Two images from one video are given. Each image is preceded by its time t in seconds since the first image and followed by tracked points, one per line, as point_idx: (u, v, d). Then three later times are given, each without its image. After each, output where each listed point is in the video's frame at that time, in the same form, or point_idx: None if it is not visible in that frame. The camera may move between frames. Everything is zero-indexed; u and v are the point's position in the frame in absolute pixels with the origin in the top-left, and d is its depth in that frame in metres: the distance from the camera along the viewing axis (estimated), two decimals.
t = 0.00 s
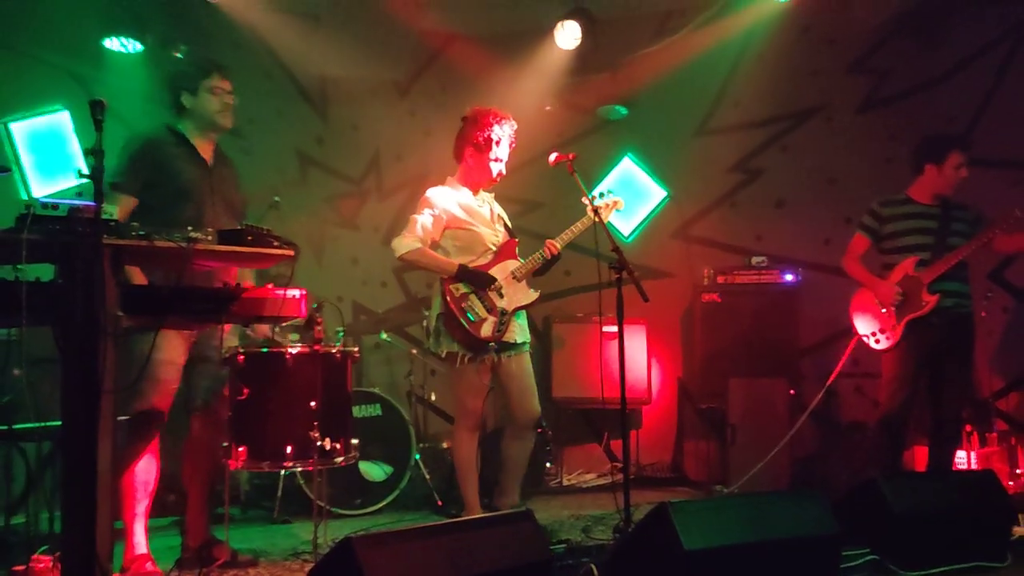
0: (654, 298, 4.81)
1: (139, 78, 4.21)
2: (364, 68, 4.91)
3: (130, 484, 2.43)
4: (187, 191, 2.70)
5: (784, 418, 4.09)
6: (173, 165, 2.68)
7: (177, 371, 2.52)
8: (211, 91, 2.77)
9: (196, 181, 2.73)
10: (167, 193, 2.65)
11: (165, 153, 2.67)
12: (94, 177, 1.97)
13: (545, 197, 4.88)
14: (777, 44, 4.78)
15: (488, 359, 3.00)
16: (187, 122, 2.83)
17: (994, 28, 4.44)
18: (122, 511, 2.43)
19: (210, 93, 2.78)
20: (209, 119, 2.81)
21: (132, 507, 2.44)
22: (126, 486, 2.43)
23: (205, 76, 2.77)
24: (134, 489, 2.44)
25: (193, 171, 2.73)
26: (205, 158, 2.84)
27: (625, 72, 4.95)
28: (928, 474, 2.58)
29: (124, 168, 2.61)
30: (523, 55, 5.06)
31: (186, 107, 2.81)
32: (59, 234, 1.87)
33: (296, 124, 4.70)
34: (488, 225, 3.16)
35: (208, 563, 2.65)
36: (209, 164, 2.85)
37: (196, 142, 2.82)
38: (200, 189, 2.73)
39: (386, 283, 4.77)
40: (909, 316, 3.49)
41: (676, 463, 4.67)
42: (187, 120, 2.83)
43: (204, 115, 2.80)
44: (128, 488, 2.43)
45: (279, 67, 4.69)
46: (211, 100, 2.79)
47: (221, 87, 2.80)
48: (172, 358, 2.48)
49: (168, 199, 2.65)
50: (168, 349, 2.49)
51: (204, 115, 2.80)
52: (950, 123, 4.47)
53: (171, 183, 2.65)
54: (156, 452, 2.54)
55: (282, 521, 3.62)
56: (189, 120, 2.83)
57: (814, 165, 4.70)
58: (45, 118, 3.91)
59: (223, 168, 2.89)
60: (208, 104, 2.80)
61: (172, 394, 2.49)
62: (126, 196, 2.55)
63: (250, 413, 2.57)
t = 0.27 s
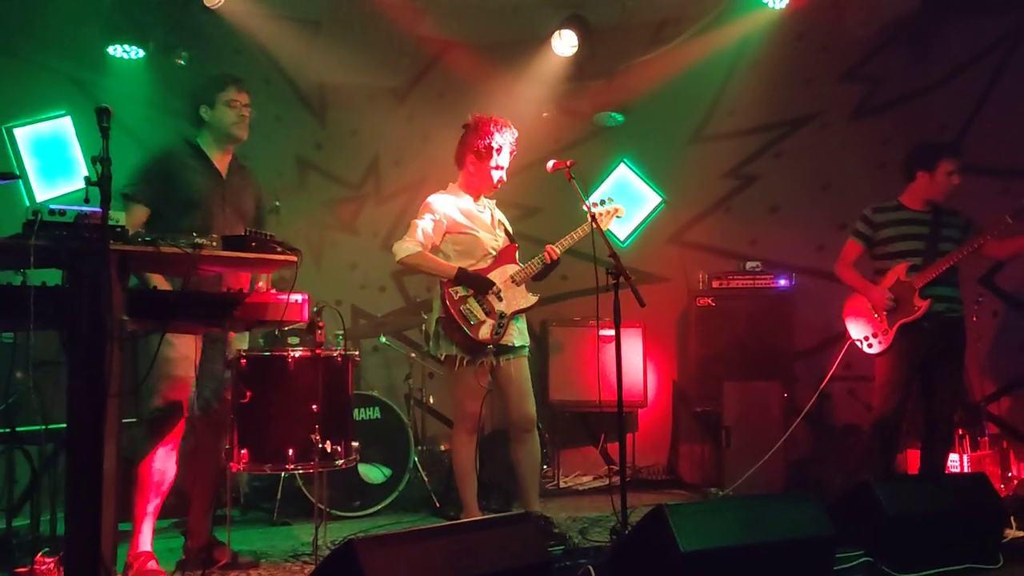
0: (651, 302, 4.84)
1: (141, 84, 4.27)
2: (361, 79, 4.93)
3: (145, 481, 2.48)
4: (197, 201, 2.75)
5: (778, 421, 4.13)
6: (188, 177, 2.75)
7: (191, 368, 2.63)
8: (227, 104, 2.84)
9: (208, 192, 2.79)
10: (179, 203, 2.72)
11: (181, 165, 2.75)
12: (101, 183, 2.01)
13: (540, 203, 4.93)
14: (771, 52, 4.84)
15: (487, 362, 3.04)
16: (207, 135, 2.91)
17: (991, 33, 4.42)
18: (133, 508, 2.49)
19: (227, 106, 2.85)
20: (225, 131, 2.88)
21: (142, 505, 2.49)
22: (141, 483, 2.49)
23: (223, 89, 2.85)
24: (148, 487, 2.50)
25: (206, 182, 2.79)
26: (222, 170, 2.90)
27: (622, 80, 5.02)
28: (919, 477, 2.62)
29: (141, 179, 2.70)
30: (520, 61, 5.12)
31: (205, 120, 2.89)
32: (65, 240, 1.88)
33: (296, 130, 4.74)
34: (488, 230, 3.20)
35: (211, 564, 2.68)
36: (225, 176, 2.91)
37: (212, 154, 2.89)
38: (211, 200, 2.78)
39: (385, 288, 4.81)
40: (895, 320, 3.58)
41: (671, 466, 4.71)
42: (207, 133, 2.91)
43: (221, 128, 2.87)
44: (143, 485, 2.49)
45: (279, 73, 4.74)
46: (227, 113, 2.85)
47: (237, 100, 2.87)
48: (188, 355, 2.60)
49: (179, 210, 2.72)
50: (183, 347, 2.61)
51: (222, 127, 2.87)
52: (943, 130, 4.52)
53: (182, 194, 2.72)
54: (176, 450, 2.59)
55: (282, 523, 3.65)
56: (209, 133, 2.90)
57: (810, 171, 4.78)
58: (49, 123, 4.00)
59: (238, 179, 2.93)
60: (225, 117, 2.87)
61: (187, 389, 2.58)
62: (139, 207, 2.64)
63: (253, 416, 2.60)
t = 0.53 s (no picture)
0: (646, 305, 4.87)
1: (138, 86, 4.28)
2: (358, 80, 4.96)
3: (141, 485, 2.48)
4: (198, 203, 2.75)
5: (773, 423, 4.15)
6: (189, 178, 2.75)
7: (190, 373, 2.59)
8: (229, 106, 2.85)
9: (210, 193, 2.79)
10: (181, 204, 2.73)
11: (182, 166, 2.75)
12: (101, 186, 2.01)
13: (535, 205, 4.96)
14: (765, 57, 4.87)
15: (485, 364, 3.05)
16: (207, 136, 2.92)
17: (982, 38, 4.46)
18: (129, 513, 2.48)
19: (228, 108, 2.86)
20: (226, 133, 2.89)
21: (139, 509, 2.49)
22: (137, 486, 2.48)
23: (224, 90, 2.85)
24: (144, 490, 2.49)
25: (207, 183, 2.80)
26: (221, 171, 2.92)
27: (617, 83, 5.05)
28: (912, 478, 2.64)
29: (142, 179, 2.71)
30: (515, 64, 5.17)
31: (206, 121, 2.89)
32: (65, 243, 1.90)
33: (292, 132, 4.75)
34: (488, 233, 3.21)
35: (208, 565, 2.69)
36: (225, 177, 2.92)
37: (212, 155, 2.90)
38: (213, 201, 2.79)
39: (380, 289, 4.82)
40: (886, 323, 3.61)
41: (666, 468, 4.73)
42: (207, 134, 2.92)
43: (222, 129, 2.88)
44: (138, 489, 2.49)
45: (276, 75, 4.75)
46: (229, 114, 2.86)
47: (238, 101, 2.87)
48: (186, 360, 2.57)
49: (181, 210, 2.72)
50: (182, 352, 2.57)
51: (223, 129, 2.88)
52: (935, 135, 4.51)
53: (184, 195, 2.73)
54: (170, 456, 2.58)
55: (278, 524, 3.66)
56: (209, 134, 2.91)
57: (802, 174, 4.76)
58: (44, 126, 3.99)
59: (238, 180, 2.95)
60: (226, 119, 2.87)
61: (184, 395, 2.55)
62: (140, 207, 2.64)
63: (250, 417, 2.62)
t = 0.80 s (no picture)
0: (636, 304, 4.92)
1: (131, 86, 4.28)
2: (353, 81, 4.99)
3: (125, 488, 2.47)
4: (189, 200, 2.77)
5: (763, 423, 4.18)
6: (177, 174, 2.76)
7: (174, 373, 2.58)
8: (217, 102, 2.87)
9: (197, 189, 2.81)
10: (168, 199, 2.73)
11: (169, 161, 2.76)
12: (96, 186, 2.03)
13: (529, 206, 5.00)
14: (757, 58, 4.88)
15: (482, 364, 3.07)
16: (192, 132, 2.94)
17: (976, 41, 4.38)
18: (114, 515, 2.46)
19: (216, 104, 2.88)
20: (214, 129, 2.91)
21: (125, 510, 2.47)
22: (119, 490, 2.46)
23: (212, 87, 2.87)
24: (129, 492, 2.48)
25: (196, 180, 2.82)
26: (206, 167, 2.93)
27: (608, 85, 5.09)
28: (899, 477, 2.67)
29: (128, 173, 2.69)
30: (506, 66, 5.23)
31: (192, 117, 2.91)
32: (60, 243, 1.93)
33: (285, 132, 4.76)
34: (486, 234, 3.24)
35: (202, 563, 2.70)
36: (209, 174, 2.94)
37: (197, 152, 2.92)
38: (201, 197, 2.80)
39: (372, 289, 4.84)
40: (875, 324, 3.64)
41: (657, 467, 4.76)
42: (191, 130, 2.93)
43: (210, 125, 2.90)
44: (122, 492, 2.47)
45: (269, 75, 4.76)
46: (217, 111, 2.89)
47: (226, 98, 2.90)
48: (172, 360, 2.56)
49: (169, 205, 2.72)
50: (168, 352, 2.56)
51: (210, 125, 2.90)
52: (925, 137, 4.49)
53: (173, 190, 2.73)
54: (150, 457, 2.59)
55: (270, 523, 3.66)
56: (194, 130, 2.93)
57: (793, 176, 4.74)
58: (37, 125, 3.99)
59: (221, 178, 2.98)
60: (214, 115, 2.90)
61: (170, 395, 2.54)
62: (125, 201, 2.61)
63: (243, 416, 2.63)
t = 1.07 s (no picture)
0: (627, 304, 4.95)
1: (121, 84, 4.25)
2: (347, 79, 5.00)
3: (105, 491, 2.47)
4: (171, 195, 2.77)
5: (752, 422, 4.22)
6: (156, 169, 2.76)
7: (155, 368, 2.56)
8: (194, 96, 2.86)
9: (177, 184, 2.81)
10: (147, 195, 2.72)
11: (148, 156, 2.75)
12: (89, 185, 2.03)
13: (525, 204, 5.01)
14: (747, 59, 4.90)
15: (479, 361, 3.07)
16: (168, 125, 2.92)
17: (961, 43, 4.43)
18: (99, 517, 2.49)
19: (193, 98, 2.87)
20: (191, 123, 2.91)
21: (109, 512, 2.49)
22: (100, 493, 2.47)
23: (188, 80, 2.86)
24: (110, 494, 2.49)
25: (176, 174, 2.82)
26: (183, 161, 2.93)
27: (599, 85, 5.12)
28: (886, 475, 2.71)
29: (107, 170, 2.69)
30: (497, 66, 5.24)
31: (169, 110, 2.89)
32: (52, 241, 1.92)
33: (276, 130, 4.75)
34: (485, 233, 3.25)
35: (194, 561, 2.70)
36: (186, 167, 2.94)
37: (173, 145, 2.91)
38: (180, 192, 2.80)
39: (363, 288, 4.85)
40: (863, 323, 3.67)
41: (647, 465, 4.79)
42: (167, 123, 2.92)
43: (187, 119, 2.90)
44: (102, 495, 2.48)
45: (259, 73, 4.74)
46: (195, 104, 2.88)
47: (203, 92, 2.89)
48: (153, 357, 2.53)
49: (149, 201, 2.72)
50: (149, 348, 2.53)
51: (188, 118, 2.89)
52: (913, 137, 4.50)
53: (152, 185, 2.73)
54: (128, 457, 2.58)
55: (260, 521, 3.67)
56: (171, 124, 2.92)
57: (783, 176, 4.77)
58: (27, 122, 3.96)
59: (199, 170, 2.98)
60: (191, 108, 2.89)
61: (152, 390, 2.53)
62: (108, 198, 2.65)
63: (234, 414, 2.64)
